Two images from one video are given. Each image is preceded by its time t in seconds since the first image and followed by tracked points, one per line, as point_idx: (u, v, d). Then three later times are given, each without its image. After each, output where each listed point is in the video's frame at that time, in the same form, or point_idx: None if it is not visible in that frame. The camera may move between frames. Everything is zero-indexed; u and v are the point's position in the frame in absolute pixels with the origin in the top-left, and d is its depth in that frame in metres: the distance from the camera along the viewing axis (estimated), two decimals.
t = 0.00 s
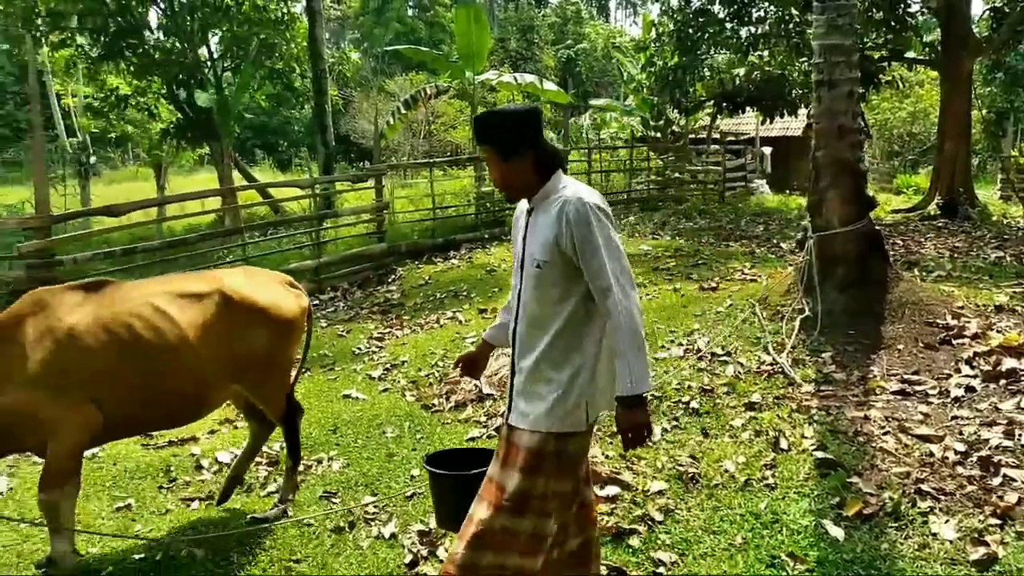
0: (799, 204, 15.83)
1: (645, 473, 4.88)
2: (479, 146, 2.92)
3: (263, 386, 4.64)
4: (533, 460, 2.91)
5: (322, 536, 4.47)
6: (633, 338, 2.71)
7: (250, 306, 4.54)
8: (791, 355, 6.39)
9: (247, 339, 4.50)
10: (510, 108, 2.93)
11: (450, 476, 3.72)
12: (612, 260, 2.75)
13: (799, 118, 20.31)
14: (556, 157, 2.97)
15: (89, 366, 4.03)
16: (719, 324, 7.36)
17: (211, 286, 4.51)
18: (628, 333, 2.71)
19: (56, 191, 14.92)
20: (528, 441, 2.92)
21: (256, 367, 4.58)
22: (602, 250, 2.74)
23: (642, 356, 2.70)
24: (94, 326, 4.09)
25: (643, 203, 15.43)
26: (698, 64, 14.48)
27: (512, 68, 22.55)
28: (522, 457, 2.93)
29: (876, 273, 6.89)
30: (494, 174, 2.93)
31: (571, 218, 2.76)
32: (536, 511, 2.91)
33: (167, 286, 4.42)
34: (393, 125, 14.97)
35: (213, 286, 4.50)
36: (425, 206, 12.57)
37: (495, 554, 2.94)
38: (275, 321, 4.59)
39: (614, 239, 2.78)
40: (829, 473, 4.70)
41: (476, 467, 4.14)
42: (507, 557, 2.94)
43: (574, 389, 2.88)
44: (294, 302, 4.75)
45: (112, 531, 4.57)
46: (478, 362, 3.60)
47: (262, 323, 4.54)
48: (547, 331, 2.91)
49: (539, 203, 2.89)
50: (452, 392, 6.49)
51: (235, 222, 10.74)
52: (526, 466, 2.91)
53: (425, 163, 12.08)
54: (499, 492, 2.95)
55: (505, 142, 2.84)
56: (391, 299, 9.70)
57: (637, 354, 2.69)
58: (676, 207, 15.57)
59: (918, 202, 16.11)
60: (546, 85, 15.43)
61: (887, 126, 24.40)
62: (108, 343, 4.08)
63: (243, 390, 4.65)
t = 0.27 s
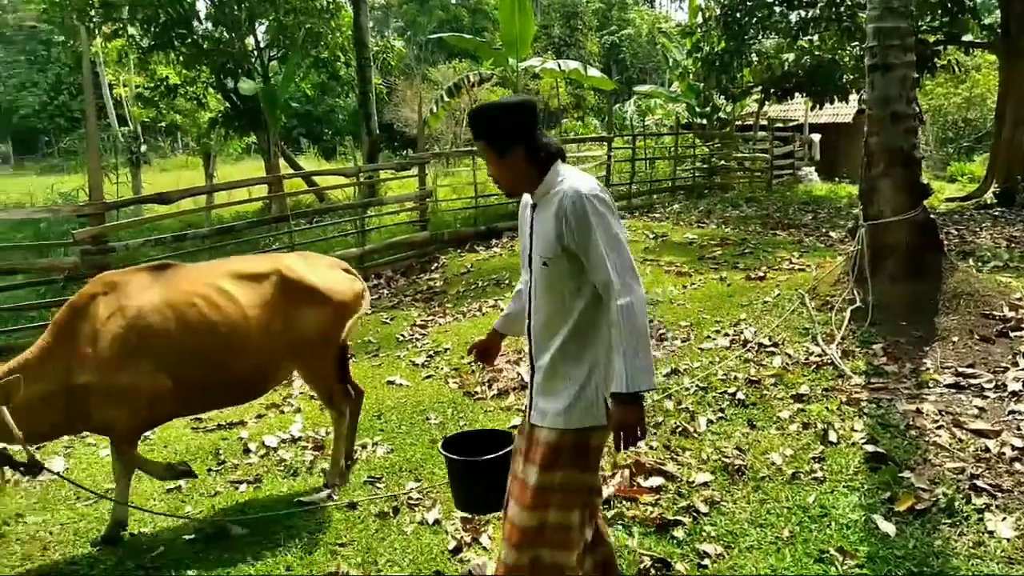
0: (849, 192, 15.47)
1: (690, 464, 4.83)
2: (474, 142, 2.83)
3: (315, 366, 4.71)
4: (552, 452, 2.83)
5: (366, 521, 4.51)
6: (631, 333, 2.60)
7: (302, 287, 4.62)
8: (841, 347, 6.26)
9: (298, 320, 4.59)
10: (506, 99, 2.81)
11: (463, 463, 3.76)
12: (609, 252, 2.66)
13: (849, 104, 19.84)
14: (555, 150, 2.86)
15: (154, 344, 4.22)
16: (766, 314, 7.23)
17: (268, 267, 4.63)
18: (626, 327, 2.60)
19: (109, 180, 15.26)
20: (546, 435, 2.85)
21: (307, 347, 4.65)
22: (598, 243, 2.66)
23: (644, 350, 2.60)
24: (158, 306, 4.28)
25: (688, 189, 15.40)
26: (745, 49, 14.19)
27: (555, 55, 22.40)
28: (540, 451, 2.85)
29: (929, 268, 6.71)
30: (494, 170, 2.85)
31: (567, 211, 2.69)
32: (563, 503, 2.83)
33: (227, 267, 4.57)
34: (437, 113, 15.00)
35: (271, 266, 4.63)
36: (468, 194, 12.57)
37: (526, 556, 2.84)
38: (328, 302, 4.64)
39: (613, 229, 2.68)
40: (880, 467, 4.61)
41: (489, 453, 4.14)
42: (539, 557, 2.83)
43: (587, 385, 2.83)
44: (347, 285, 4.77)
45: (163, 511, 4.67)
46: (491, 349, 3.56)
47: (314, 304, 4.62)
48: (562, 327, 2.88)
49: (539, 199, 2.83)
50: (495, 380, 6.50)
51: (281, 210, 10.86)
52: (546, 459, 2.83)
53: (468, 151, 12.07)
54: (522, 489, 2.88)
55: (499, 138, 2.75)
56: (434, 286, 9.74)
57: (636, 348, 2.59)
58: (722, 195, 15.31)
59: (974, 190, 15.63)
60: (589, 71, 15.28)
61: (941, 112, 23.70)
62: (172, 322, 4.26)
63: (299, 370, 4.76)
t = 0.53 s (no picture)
0: (905, 186, 15.06)
1: (739, 461, 4.77)
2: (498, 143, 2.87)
3: (371, 347, 4.94)
4: (593, 446, 2.82)
5: (413, 509, 4.55)
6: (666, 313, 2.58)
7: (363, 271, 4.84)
8: (896, 344, 6.11)
9: (359, 303, 4.81)
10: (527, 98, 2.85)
11: (485, 455, 3.80)
12: (638, 235, 2.65)
13: (907, 95, 19.25)
14: (578, 144, 2.87)
15: (234, 326, 4.38)
16: (818, 310, 7.10)
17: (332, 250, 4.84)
18: (660, 308, 2.58)
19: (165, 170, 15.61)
20: (586, 428, 2.83)
21: (366, 329, 4.87)
22: (627, 227, 2.65)
23: (680, 331, 2.58)
24: (235, 289, 4.45)
25: (739, 182, 15.21)
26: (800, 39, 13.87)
27: (604, 46, 22.22)
28: (581, 444, 2.84)
29: (991, 263, 6.51)
30: (518, 169, 2.89)
31: (593, 198, 2.69)
32: (605, 496, 2.83)
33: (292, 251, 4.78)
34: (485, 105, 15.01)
35: (335, 250, 4.83)
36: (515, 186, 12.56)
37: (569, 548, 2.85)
38: (384, 285, 4.89)
39: (640, 211, 2.67)
40: (936, 468, 4.49)
41: (510, 446, 4.16)
42: (582, 549, 2.85)
43: (625, 373, 2.80)
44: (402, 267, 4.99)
45: (215, 494, 4.78)
46: (519, 348, 3.55)
47: (374, 289, 4.86)
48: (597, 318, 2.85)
49: (566, 192, 2.83)
50: (541, 372, 6.50)
51: (331, 201, 10.99)
52: (587, 453, 2.82)
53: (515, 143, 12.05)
54: (564, 482, 2.87)
55: (519, 138, 2.77)
56: (480, 278, 9.76)
57: (671, 327, 2.57)
58: (773, 188, 15.03)
59: None
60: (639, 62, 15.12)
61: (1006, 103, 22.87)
62: (248, 305, 4.43)
63: (357, 354, 4.97)
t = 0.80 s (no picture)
0: (941, 176, 14.77)
1: (767, 453, 4.71)
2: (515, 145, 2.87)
3: (413, 332, 4.94)
4: (626, 430, 2.79)
5: (439, 495, 4.56)
6: (700, 292, 2.62)
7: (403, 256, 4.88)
8: (930, 337, 6.00)
9: (401, 288, 4.80)
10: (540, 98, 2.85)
11: (505, 454, 3.77)
12: (666, 216, 2.67)
13: (945, 83, 18.81)
14: (594, 140, 2.86)
15: (285, 309, 4.48)
16: (850, 302, 6.99)
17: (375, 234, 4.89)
18: (694, 287, 2.62)
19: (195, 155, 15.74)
20: (618, 413, 2.80)
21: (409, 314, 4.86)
22: (656, 210, 2.66)
23: (715, 308, 2.62)
24: (281, 271, 4.56)
25: (770, 170, 14.97)
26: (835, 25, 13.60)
27: (635, 32, 21.99)
28: (613, 428, 2.81)
29: None
30: (538, 169, 2.89)
31: (618, 184, 2.68)
32: (637, 481, 2.79)
33: (336, 236, 4.84)
34: (514, 91, 14.93)
35: (378, 236, 4.88)
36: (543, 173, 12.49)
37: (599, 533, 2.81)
38: (426, 272, 4.88)
39: (665, 195, 2.70)
40: (970, 464, 4.41)
41: (526, 444, 4.10)
42: (612, 536, 2.81)
43: (657, 357, 2.77)
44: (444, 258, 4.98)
45: (243, 477, 4.82)
46: (534, 347, 3.57)
47: (415, 273, 4.86)
48: (627, 305, 2.83)
49: (586, 185, 2.82)
50: (567, 360, 6.47)
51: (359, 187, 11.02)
52: (619, 437, 2.80)
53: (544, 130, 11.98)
54: (595, 466, 2.84)
55: (537, 138, 2.78)
56: (506, 266, 9.74)
57: (705, 305, 2.61)
58: (805, 177, 14.81)
59: None
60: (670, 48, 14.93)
61: None
62: (293, 286, 4.53)
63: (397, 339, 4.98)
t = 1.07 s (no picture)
0: (962, 162, 14.58)
1: (783, 440, 4.68)
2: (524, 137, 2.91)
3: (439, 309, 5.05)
4: (651, 414, 2.76)
5: (452, 478, 4.56)
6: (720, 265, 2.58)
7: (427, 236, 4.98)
8: (949, 325, 5.92)
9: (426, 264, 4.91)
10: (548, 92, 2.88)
11: (520, 449, 3.78)
12: (677, 194, 2.62)
13: (968, 67, 18.51)
14: (602, 130, 2.87)
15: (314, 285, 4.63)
16: (868, 288, 6.91)
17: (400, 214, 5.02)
18: (713, 261, 2.58)
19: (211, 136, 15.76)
20: (643, 395, 2.77)
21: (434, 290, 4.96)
22: (666, 189, 2.61)
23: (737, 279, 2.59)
24: (309, 249, 4.72)
25: (788, 155, 14.80)
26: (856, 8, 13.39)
27: (653, 14, 21.78)
28: (638, 412, 2.78)
29: None
30: (546, 160, 2.92)
31: (628, 167, 2.64)
32: (662, 464, 2.79)
33: (364, 217, 4.98)
34: (530, 73, 14.82)
35: (402, 218, 4.99)
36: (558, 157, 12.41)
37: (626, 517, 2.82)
38: (450, 250, 4.96)
39: (675, 173, 2.66)
40: (989, 453, 4.36)
41: (537, 438, 4.12)
42: (638, 519, 2.82)
43: (680, 333, 2.72)
44: (468, 237, 5.10)
45: (258, 457, 4.84)
46: (543, 341, 3.58)
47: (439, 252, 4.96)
48: (648, 287, 2.79)
49: (597, 173, 2.79)
50: (581, 345, 6.45)
51: (374, 169, 10.99)
52: (644, 421, 2.77)
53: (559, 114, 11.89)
54: (620, 450, 2.83)
55: (544, 130, 2.80)
56: (521, 250, 9.70)
57: (726, 277, 2.57)
58: (823, 162, 14.65)
59: None
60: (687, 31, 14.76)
61: None
62: (321, 262, 4.70)
63: (420, 320, 5.05)
